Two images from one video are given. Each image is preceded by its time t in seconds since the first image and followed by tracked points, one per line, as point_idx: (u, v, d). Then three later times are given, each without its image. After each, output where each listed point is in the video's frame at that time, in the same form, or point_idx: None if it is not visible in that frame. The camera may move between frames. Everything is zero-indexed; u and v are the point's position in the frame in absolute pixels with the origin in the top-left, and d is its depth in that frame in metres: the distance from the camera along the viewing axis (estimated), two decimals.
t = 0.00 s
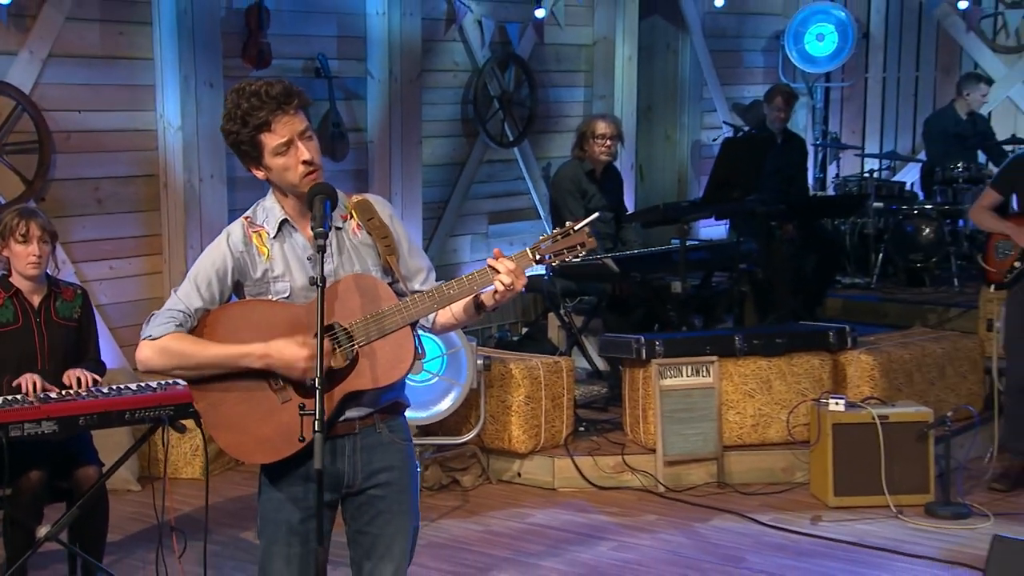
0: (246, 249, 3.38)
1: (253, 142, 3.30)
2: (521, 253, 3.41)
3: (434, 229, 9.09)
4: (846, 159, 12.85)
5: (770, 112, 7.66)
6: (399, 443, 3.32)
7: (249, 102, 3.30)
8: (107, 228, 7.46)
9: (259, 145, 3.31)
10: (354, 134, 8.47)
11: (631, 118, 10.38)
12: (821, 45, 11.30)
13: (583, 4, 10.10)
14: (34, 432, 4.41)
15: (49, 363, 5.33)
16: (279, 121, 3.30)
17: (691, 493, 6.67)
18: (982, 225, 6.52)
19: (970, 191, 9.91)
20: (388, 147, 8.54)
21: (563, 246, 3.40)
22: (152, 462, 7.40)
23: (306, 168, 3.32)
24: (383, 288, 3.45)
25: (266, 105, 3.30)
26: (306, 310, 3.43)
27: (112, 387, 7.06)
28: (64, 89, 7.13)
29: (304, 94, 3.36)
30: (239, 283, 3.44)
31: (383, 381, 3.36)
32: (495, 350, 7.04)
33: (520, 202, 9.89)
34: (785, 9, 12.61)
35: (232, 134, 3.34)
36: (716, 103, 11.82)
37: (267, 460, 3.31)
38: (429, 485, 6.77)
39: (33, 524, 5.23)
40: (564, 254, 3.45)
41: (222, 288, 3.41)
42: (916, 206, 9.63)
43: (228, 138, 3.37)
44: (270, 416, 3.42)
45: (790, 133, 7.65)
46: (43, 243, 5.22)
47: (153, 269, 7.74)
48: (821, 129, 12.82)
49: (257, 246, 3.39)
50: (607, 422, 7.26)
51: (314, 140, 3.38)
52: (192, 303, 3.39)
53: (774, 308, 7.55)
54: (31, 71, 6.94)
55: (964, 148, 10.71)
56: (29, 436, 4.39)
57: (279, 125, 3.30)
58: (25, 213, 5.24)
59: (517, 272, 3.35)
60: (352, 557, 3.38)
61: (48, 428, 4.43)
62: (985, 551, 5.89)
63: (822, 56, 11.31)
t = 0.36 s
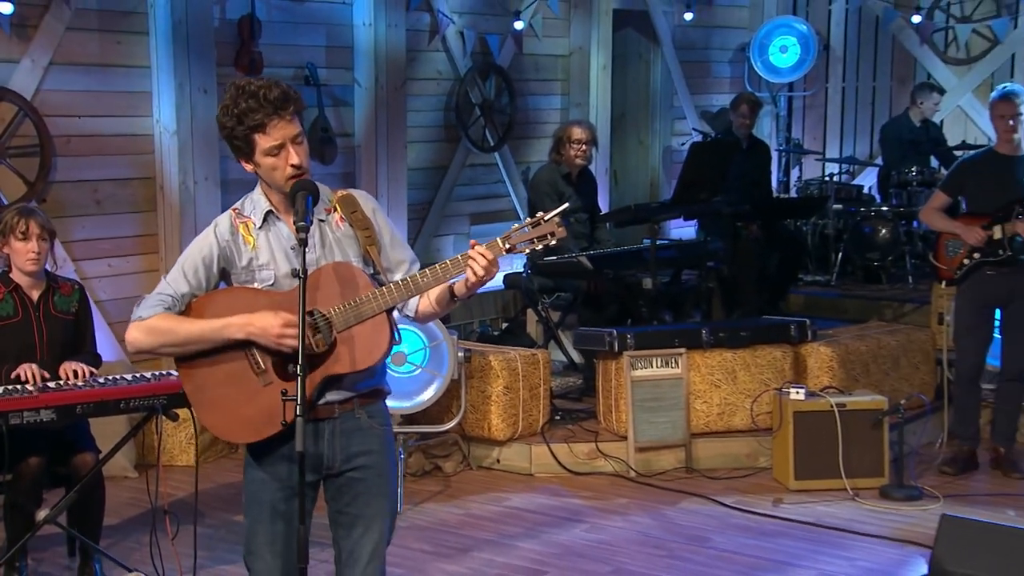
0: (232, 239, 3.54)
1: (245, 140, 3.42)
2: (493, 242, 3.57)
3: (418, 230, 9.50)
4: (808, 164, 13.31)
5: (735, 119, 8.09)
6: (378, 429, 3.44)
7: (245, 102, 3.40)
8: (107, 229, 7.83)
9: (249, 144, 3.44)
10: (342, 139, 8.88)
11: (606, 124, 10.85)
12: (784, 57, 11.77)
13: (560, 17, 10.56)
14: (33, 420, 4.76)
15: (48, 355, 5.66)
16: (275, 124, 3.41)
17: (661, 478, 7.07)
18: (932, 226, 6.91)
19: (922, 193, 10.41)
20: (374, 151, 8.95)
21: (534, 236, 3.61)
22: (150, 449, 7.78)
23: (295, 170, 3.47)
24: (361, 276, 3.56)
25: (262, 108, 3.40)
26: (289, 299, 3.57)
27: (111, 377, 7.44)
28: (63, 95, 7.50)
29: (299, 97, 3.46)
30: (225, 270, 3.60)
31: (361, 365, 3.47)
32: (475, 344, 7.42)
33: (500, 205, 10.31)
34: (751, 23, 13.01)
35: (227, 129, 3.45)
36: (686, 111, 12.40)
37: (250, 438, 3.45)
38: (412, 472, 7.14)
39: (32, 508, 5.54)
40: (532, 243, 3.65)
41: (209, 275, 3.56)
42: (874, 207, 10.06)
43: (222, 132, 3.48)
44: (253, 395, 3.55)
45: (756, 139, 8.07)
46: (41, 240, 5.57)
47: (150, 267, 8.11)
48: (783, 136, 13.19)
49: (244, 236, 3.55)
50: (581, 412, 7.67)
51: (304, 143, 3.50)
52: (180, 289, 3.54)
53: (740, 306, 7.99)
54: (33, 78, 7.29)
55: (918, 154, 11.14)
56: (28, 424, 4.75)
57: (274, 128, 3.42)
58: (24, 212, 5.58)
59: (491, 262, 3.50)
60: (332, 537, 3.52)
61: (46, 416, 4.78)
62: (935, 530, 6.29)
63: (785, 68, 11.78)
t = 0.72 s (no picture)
0: (213, 229, 3.80)
1: (234, 134, 3.69)
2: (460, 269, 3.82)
3: (404, 231, 9.93)
4: (772, 168, 13.84)
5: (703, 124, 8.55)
6: (335, 414, 3.68)
7: (239, 98, 3.67)
8: (106, 228, 8.20)
9: (237, 138, 3.70)
10: (331, 143, 9.30)
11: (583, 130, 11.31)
12: (751, 67, 12.26)
13: (539, 29, 11.03)
14: (30, 409, 5.12)
15: (46, 345, 5.98)
16: (262, 120, 3.66)
17: (632, 464, 7.46)
18: (886, 225, 7.37)
19: (880, 195, 10.89)
20: (361, 154, 9.34)
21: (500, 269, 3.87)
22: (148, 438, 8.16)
23: (278, 166, 3.72)
24: (330, 281, 3.80)
25: (253, 104, 3.65)
26: (259, 292, 3.85)
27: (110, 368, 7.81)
28: (63, 101, 7.85)
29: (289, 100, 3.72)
30: (201, 258, 3.86)
31: (322, 365, 3.72)
32: (455, 337, 7.79)
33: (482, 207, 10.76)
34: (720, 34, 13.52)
35: (220, 121, 3.71)
36: (658, 118, 12.91)
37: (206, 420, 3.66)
38: (396, 458, 7.53)
39: (31, 492, 5.86)
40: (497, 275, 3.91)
41: (184, 262, 3.82)
42: (835, 209, 10.55)
43: (216, 124, 3.74)
44: (212, 381, 3.77)
45: (723, 144, 8.53)
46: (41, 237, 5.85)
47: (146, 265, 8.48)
48: (751, 142, 13.77)
49: (224, 226, 3.80)
50: (558, 403, 8.10)
51: (290, 142, 3.75)
52: (156, 271, 3.80)
53: (709, 302, 8.44)
54: (34, 84, 7.66)
55: (875, 160, 11.62)
56: (25, 412, 5.11)
57: (261, 124, 3.67)
58: (25, 209, 5.84)
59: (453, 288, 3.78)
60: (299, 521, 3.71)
61: (43, 405, 5.14)
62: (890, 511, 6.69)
63: (751, 77, 12.25)
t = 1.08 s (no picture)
0: (202, 220, 3.88)
1: (220, 130, 3.78)
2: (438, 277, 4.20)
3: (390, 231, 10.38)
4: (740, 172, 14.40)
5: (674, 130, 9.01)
6: (309, 400, 3.83)
7: (224, 94, 3.77)
8: (105, 227, 8.57)
9: (222, 133, 3.79)
10: (321, 146, 9.70)
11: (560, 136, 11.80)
12: (720, 77, 12.74)
13: (518, 39, 11.49)
14: (29, 398, 5.45)
15: (45, 338, 6.28)
16: (247, 115, 3.77)
17: (607, 450, 7.86)
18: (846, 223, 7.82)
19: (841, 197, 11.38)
20: (349, 156, 9.79)
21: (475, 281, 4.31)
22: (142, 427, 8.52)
23: (263, 161, 3.82)
24: (312, 280, 3.99)
25: (237, 100, 3.76)
26: (246, 283, 3.91)
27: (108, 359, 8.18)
28: (62, 107, 8.22)
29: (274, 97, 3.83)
30: (189, 248, 3.93)
31: (303, 358, 3.88)
32: (438, 331, 8.19)
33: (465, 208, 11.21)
34: (690, 46, 14.40)
35: (207, 117, 3.80)
36: (633, 125, 13.49)
37: (190, 405, 3.73)
38: (382, 446, 7.91)
39: (30, 477, 6.14)
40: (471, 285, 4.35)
41: (173, 248, 3.87)
42: (799, 210, 10.98)
43: (203, 120, 3.83)
44: (196, 364, 3.84)
45: (693, 148, 9.00)
46: (43, 235, 6.17)
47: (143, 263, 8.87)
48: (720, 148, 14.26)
49: (211, 218, 3.88)
50: (536, 393, 8.52)
51: (275, 138, 3.87)
52: (145, 257, 3.85)
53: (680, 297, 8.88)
54: (35, 90, 8.01)
55: (837, 164, 12.11)
56: (24, 401, 5.43)
57: (246, 119, 3.76)
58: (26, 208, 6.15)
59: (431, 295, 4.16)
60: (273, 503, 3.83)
61: (40, 394, 5.47)
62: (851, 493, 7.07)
63: (721, 86, 12.74)
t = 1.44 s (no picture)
0: (196, 217, 4.04)
1: (205, 129, 3.95)
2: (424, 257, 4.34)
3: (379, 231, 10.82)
4: (712, 176, 15.01)
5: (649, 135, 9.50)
6: (307, 384, 4.01)
7: (208, 95, 3.93)
8: (105, 227, 8.98)
9: (209, 132, 3.97)
10: (312, 150, 10.16)
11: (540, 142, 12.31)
12: (692, 86, 13.23)
13: (500, 48, 12.02)
14: (29, 388, 5.72)
15: (45, 332, 6.60)
16: (230, 113, 3.94)
17: (584, 438, 8.28)
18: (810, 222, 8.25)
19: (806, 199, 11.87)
20: (340, 158, 10.19)
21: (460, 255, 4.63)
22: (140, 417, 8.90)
23: (250, 157, 4.00)
24: (308, 267, 4.17)
25: (220, 100, 3.93)
26: (241, 275, 4.10)
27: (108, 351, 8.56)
28: (63, 112, 8.61)
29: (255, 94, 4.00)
30: (186, 246, 4.09)
31: (297, 344, 4.03)
32: (424, 325, 8.61)
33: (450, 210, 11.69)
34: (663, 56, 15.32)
35: (193, 119, 3.98)
36: (609, 130, 14.26)
37: (194, 393, 3.91)
38: (370, 435, 8.31)
39: (31, 464, 6.45)
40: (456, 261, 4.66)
41: (171, 246, 4.03)
42: (766, 211, 11.49)
43: (189, 121, 4.00)
44: (200, 355, 3.99)
45: (666, 152, 9.48)
46: (43, 233, 6.49)
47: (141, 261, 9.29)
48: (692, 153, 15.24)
49: (205, 215, 4.05)
50: (517, 384, 8.96)
51: (260, 132, 4.03)
52: (145, 256, 4.00)
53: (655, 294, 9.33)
54: (37, 96, 8.40)
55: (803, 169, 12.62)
56: (24, 391, 5.70)
57: (230, 117, 3.94)
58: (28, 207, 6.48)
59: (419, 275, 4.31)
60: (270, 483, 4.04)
61: (41, 383, 5.75)
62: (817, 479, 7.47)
63: (693, 95, 13.25)
